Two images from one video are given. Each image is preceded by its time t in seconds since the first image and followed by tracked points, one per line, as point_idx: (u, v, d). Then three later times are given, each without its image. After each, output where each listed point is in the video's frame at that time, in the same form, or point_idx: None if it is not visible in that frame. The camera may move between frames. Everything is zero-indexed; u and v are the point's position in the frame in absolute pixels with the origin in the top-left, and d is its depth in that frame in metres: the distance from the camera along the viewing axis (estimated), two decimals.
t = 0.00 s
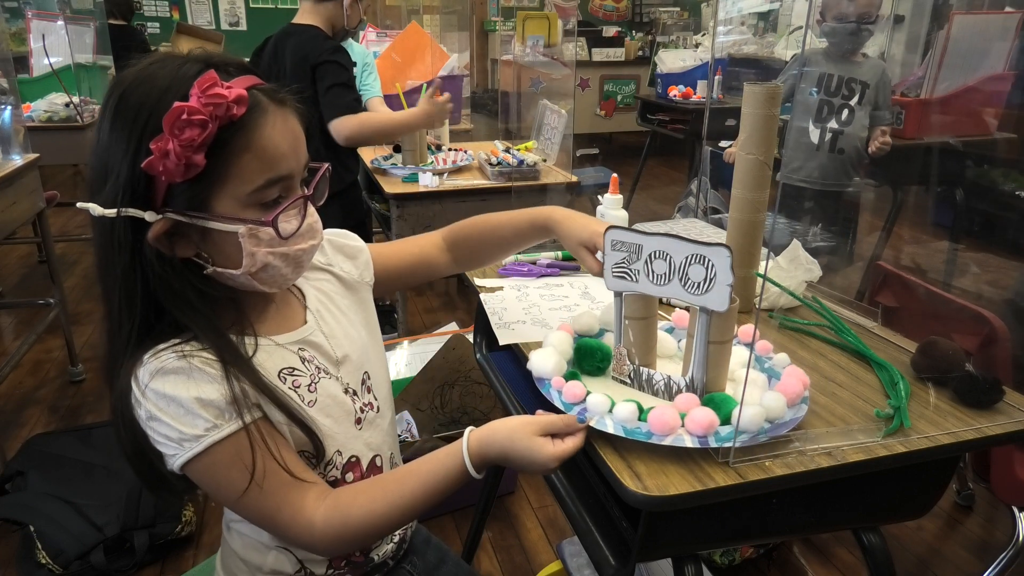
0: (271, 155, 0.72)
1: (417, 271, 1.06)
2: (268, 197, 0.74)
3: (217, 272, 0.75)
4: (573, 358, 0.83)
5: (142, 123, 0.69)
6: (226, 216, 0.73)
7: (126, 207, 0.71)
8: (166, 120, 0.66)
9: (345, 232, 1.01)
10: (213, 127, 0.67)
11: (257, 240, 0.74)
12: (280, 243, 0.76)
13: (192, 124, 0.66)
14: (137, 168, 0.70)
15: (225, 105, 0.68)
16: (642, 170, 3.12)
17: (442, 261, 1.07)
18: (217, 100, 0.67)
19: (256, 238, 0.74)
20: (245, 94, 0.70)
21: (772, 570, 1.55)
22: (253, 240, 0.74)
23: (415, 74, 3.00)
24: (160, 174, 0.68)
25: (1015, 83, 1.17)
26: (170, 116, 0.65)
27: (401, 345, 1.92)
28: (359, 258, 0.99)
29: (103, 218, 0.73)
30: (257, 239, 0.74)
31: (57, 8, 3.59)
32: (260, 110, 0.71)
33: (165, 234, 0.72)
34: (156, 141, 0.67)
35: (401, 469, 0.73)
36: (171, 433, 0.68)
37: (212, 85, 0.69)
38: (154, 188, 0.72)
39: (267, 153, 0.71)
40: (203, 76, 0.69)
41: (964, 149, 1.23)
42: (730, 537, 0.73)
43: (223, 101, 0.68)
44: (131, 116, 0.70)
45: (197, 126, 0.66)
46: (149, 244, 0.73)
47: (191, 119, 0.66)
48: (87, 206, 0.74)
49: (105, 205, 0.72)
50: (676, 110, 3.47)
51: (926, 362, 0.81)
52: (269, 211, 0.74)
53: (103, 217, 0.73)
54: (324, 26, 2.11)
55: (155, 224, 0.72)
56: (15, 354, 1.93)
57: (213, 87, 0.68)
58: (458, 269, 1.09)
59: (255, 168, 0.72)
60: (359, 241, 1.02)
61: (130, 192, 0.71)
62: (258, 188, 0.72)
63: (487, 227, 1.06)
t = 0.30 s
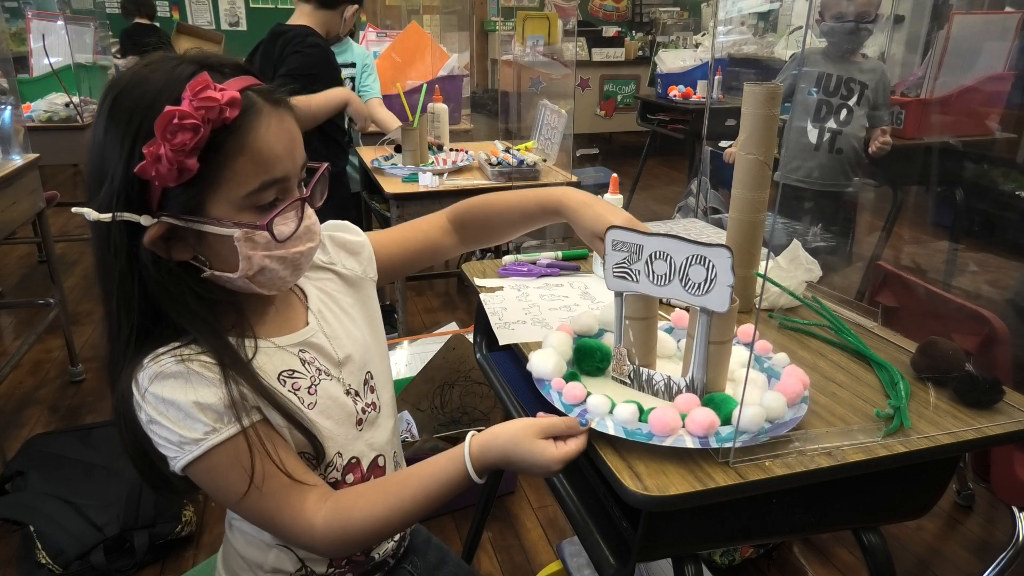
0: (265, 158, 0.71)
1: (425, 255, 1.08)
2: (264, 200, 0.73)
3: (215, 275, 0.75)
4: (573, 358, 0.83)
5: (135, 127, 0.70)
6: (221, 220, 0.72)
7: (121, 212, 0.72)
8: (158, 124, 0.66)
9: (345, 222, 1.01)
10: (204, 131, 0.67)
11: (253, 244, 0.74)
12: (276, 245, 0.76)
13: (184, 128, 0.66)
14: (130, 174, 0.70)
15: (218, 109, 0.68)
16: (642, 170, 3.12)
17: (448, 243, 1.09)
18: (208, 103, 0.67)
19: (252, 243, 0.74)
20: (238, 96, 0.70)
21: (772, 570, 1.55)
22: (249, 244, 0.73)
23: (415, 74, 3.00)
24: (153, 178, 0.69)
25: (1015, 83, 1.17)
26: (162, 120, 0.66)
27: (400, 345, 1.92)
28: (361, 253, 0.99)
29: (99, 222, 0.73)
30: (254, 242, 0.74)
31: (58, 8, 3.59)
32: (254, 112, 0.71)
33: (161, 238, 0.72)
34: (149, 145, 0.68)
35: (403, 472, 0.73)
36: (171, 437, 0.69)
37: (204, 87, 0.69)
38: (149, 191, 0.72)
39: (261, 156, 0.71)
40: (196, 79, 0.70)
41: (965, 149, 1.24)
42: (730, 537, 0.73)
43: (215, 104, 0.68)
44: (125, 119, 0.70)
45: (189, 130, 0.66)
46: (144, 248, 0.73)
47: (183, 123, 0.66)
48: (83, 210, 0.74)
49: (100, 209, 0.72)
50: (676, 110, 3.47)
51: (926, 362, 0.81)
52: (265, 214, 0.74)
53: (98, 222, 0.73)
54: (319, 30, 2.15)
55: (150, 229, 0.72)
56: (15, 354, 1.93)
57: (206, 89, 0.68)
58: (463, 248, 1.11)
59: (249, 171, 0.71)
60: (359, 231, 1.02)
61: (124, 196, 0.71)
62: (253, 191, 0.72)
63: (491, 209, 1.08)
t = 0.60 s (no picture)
0: (261, 155, 0.71)
1: (426, 253, 1.05)
2: (260, 196, 0.73)
3: (214, 273, 0.75)
4: (573, 361, 0.83)
5: (129, 127, 0.70)
6: (219, 217, 0.72)
7: (119, 213, 0.72)
8: (151, 123, 0.66)
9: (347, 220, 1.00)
10: (198, 127, 0.67)
11: (251, 240, 0.74)
12: (275, 241, 0.76)
13: (178, 125, 0.66)
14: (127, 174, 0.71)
15: (211, 105, 0.68)
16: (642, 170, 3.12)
17: (449, 240, 1.06)
18: (201, 100, 0.67)
19: (251, 239, 0.74)
20: (231, 92, 0.70)
21: (772, 570, 1.55)
22: (247, 240, 0.74)
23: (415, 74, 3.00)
24: (149, 176, 0.69)
25: (1015, 83, 1.17)
26: (155, 118, 0.65)
27: (400, 345, 1.92)
28: (364, 252, 0.99)
29: (97, 223, 0.73)
30: (252, 239, 0.74)
31: (58, 8, 3.59)
32: (247, 108, 0.71)
33: (159, 237, 0.72)
34: (143, 143, 0.68)
35: (407, 475, 0.72)
36: (172, 435, 0.69)
37: (196, 84, 0.69)
38: (145, 191, 0.72)
39: (256, 151, 0.71)
40: (187, 76, 0.69)
41: (964, 149, 1.24)
42: (730, 537, 0.73)
43: (208, 100, 0.67)
44: (118, 119, 0.70)
45: (183, 128, 0.66)
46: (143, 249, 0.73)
47: (176, 120, 0.65)
48: (80, 211, 0.74)
49: (97, 211, 0.72)
50: (676, 110, 3.48)
51: (926, 362, 0.81)
52: (262, 210, 0.74)
53: (96, 223, 0.73)
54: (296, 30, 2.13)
55: (149, 228, 0.71)
56: (15, 354, 1.93)
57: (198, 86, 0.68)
58: (466, 246, 1.08)
59: (245, 167, 0.71)
60: (361, 229, 1.00)
61: (121, 195, 0.71)
62: (249, 187, 0.72)
63: (493, 203, 1.05)
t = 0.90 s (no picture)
0: (262, 118, 0.72)
1: (448, 255, 1.04)
2: (268, 161, 0.73)
3: (235, 248, 0.75)
4: (574, 362, 0.83)
5: (135, 113, 0.71)
6: (231, 182, 0.72)
7: (136, 193, 0.71)
8: (154, 92, 0.67)
9: (367, 219, 1.00)
10: (201, 92, 0.68)
11: (266, 204, 0.73)
12: (292, 203, 0.76)
13: (180, 90, 0.67)
14: (138, 160, 0.71)
15: (210, 72, 0.69)
16: (641, 170, 3.12)
17: (473, 242, 1.04)
18: (200, 67, 0.69)
19: (265, 203, 0.73)
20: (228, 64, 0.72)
21: (772, 570, 1.55)
22: (262, 203, 0.73)
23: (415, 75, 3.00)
24: (159, 147, 0.69)
25: (1015, 83, 1.17)
26: (158, 87, 0.67)
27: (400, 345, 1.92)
28: (383, 252, 0.98)
29: (115, 208, 0.73)
30: (267, 203, 0.74)
31: (58, 8, 3.59)
32: (241, 104, 0.71)
33: (176, 213, 0.72)
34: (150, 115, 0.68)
35: (400, 480, 0.72)
36: (175, 427, 0.69)
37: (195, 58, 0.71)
38: (158, 172, 0.72)
39: (256, 113, 0.71)
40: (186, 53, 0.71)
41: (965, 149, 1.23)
42: (730, 538, 0.73)
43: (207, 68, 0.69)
44: (123, 109, 0.71)
45: (185, 91, 0.67)
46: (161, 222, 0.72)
47: (178, 85, 0.67)
48: (96, 197, 0.73)
49: (114, 194, 0.72)
50: (676, 110, 3.48)
51: (926, 362, 0.81)
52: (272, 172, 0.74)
53: (113, 207, 0.72)
54: (285, 31, 2.13)
55: (166, 203, 0.71)
56: (15, 354, 1.93)
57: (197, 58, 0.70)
58: (492, 247, 1.06)
59: (249, 131, 0.71)
60: (381, 229, 1.00)
61: (136, 178, 0.71)
62: (256, 150, 0.72)
63: (522, 207, 1.02)
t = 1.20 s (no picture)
0: (292, 95, 0.76)
1: (468, 256, 1.02)
2: (299, 133, 0.76)
3: (271, 218, 0.75)
4: (573, 361, 0.83)
5: (171, 101, 0.72)
6: (268, 149, 0.74)
7: (177, 161, 0.71)
8: (198, 66, 0.71)
9: (388, 218, 1.00)
10: (241, 68, 0.71)
11: (304, 170, 0.76)
12: (326, 172, 0.78)
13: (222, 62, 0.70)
14: (179, 141, 0.72)
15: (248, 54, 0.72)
16: (641, 170, 3.12)
17: (496, 244, 1.02)
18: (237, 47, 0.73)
19: (302, 169, 0.76)
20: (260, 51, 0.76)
21: (772, 570, 1.55)
22: (300, 169, 0.76)
23: (415, 74, 3.01)
24: (203, 116, 0.71)
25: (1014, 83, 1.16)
26: (201, 61, 0.71)
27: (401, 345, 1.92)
28: (401, 252, 0.96)
29: (155, 177, 0.72)
30: (303, 169, 0.76)
31: (58, 8, 3.59)
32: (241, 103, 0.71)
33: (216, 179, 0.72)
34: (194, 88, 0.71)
35: (399, 481, 0.72)
36: (188, 417, 0.68)
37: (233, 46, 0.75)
38: (198, 144, 0.72)
39: (291, 92, 0.76)
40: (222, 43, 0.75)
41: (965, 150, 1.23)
42: (730, 538, 0.73)
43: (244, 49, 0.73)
44: (160, 99, 0.73)
45: (226, 62, 0.70)
46: (201, 189, 0.72)
47: (219, 58, 0.70)
48: (140, 167, 0.73)
49: (158, 165, 0.72)
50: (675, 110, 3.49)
51: (926, 362, 0.81)
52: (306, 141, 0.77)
53: (155, 176, 0.72)
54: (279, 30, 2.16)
55: (207, 168, 0.71)
56: (15, 354, 1.93)
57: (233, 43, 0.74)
58: (516, 249, 1.03)
59: (283, 105, 0.75)
60: (401, 228, 1.00)
61: (177, 148, 0.72)
62: (289, 122, 0.75)
63: (549, 209, 1.00)
